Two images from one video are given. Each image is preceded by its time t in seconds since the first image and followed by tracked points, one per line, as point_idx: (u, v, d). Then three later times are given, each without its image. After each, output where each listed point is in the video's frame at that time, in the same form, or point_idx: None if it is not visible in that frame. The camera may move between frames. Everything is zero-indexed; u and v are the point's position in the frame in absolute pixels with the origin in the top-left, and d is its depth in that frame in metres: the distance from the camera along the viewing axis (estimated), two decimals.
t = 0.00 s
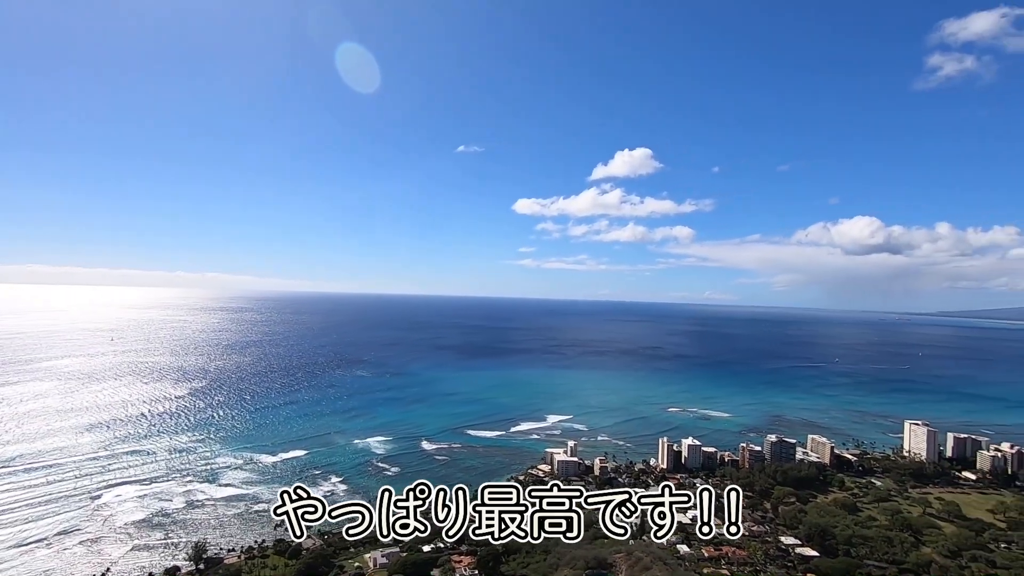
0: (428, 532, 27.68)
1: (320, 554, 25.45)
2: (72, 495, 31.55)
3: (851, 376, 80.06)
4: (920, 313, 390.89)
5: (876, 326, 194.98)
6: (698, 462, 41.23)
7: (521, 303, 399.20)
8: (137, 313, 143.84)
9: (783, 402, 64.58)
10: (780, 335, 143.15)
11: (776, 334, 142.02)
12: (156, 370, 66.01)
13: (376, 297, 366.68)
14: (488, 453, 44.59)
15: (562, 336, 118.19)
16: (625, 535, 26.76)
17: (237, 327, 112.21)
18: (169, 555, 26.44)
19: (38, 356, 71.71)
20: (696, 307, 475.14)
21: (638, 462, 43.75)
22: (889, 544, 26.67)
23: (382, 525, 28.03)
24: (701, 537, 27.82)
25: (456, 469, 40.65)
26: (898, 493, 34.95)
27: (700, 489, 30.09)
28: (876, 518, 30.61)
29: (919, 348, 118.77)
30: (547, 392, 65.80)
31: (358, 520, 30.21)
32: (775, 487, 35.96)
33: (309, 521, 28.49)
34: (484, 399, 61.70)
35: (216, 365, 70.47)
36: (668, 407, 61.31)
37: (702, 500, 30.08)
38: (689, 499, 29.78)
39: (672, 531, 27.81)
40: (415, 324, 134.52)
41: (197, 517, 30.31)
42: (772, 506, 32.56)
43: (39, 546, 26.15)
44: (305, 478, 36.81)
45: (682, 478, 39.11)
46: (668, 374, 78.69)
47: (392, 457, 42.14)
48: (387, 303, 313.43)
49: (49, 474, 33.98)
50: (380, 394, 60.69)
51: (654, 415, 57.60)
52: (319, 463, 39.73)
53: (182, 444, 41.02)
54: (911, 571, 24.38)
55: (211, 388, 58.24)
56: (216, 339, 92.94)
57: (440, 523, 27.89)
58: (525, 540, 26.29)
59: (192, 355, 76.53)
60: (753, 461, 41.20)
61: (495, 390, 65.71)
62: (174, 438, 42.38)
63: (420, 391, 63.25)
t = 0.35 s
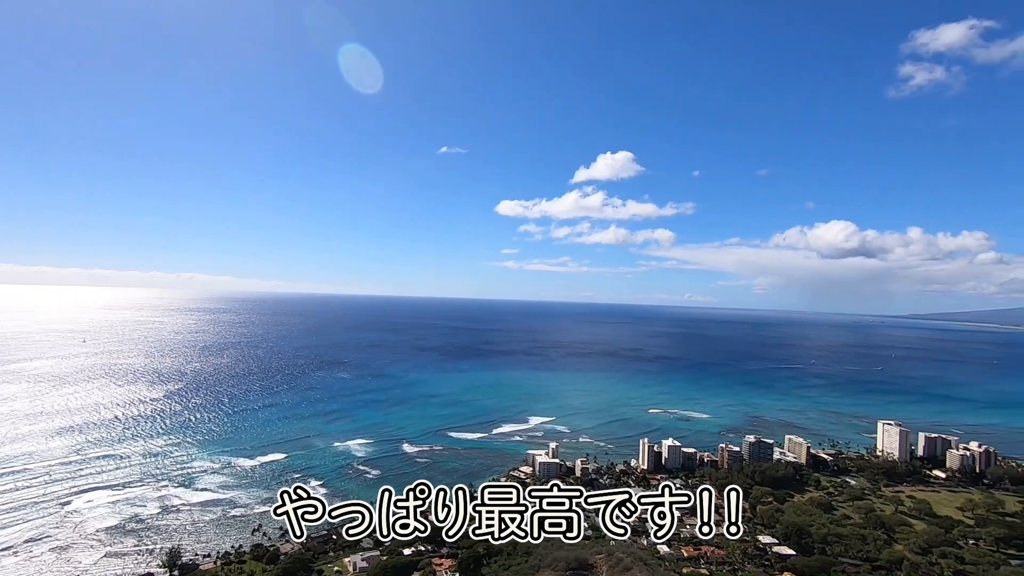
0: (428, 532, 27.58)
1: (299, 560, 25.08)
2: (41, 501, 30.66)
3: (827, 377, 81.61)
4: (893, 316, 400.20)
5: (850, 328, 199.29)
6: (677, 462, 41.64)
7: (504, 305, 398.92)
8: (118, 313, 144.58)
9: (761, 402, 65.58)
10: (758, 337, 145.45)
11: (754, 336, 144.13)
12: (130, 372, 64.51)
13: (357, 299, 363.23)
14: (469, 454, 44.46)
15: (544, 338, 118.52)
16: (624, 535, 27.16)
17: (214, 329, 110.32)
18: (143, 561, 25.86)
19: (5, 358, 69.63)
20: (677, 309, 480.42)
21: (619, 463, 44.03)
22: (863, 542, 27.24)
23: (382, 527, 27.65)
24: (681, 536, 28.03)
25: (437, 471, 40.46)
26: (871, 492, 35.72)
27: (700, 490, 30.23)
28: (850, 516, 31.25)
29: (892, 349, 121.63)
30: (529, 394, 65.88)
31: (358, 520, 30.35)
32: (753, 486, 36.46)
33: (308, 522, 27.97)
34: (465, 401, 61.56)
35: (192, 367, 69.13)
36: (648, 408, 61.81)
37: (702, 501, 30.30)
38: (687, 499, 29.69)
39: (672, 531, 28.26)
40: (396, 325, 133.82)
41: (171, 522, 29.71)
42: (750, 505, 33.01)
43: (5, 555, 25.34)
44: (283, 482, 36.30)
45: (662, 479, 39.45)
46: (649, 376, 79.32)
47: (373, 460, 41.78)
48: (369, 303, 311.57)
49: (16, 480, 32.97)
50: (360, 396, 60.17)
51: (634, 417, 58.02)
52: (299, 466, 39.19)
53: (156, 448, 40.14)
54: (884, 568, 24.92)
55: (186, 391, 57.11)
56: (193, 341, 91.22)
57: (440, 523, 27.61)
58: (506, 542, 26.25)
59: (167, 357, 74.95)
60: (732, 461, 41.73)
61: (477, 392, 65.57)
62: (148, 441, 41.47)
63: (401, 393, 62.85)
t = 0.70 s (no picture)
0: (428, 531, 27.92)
1: (272, 565, 24.64)
2: None
3: (797, 377, 83.53)
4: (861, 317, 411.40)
5: (820, 329, 204.53)
6: (653, 461, 42.15)
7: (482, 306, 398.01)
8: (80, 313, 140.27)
9: (734, 402, 66.81)
10: (732, 337, 148.16)
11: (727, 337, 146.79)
12: (96, 374, 62.65)
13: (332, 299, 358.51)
14: (446, 456, 44.31)
15: (522, 339, 118.78)
16: (624, 534, 27.62)
17: (184, 329, 107.80)
18: (108, 569, 25.11)
19: None
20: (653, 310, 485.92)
21: (595, 463, 44.38)
22: (831, 537, 27.96)
23: (382, 526, 27.90)
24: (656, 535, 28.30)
25: (414, 472, 40.23)
26: (839, 488, 36.68)
27: (700, 490, 29.39)
28: (819, 513, 32.04)
29: (860, 350, 125.14)
30: (506, 395, 65.94)
31: (350, 521, 30.19)
32: (726, 485, 37.08)
33: (309, 522, 28.56)
34: (443, 402, 61.34)
35: (162, 369, 67.43)
36: (624, 408, 62.44)
37: (702, 499, 29.61)
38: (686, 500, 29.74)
39: (672, 530, 28.53)
40: (373, 326, 132.53)
41: (139, 529, 28.91)
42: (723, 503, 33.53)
43: None
44: (255, 485, 35.67)
45: (638, 478, 39.88)
46: (625, 376, 80.06)
47: (348, 462, 41.35)
48: (344, 304, 307.98)
49: None
50: (336, 398, 59.50)
51: (611, 417, 58.55)
52: (272, 469, 38.54)
53: (123, 452, 39.06)
54: (851, 562, 25.63)
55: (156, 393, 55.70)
56: (162, 342, 88.83)
57: (440, 524, 27.77)
58: (483, 543, 26.19)
59: (136, 359, 73.01)
60: (705, 460, 42.39)
61: (454, 393, 65.38)
62: (115, 445, 40.33)
63: (378, 394, 62.35)
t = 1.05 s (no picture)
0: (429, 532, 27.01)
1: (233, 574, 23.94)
2: None
3: (760, 377, 85.88)
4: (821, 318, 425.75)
5: (781, 330, 211.33)
6: (621, 461, 42.68)
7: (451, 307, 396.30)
8: (43, 313, 141.74)
9: (699, 401, 68.25)
10: (698, 338, 151.34)
11: (693, 338, 149.86)
12: (46, 378, 59.87)
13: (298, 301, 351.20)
14: (415, 459, 43.92)
15: (492, 340, 118.78)
16: (624, 535, 28.12)
17: (142, 331, 103.99)
18: None
19: None
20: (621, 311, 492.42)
21: (564, 463, 44.68)
22: (791, 531, 28.84)
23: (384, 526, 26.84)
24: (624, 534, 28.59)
25: (382, 476, 39.73)
26: (799, 484, 37.88)
27: (701, 489, 30.09)
28: (780, 508, 33.01)
29: (819, 350, 129.48)
30: (476, 396, 65.77)
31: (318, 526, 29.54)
32: (691, 482, 37.83)
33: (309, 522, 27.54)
34: (411, 404, 60.80)
35: (118, 373, 64.87)
36: (593, 408, 63.07)
37: (702, 500, 30.19)
38: (688, 499, 29.14)
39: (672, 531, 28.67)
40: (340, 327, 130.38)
41: (91, 540, 27.70)
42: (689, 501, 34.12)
43: None
44: (217, 492, 34.63)
45: (606, 477, 40.31)
46: (594, 377, 80.89)
47: (315, 466, 40.55)
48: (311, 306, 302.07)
49: None
50: (302, 401, 58.35)
51: (579, 417, 59.05)
52: (235, 475, 37.50)
53: (75, 460, 37.40)
54: (810, 555, 26.50)
55: (111, 398, 53.56)
56: (118, 345, 85.50)
57: (440, 523, 27.41)
58: (452, 546, 26.05)
59: (90, 362, 70.09)
60: (672, 459, 43.16)
61: (423, 395, 64.85)
62: (67, 452, 38.60)
63: (345, 397, 61.39)
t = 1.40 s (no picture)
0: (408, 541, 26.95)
1: None
2: None
3: (720, 376, 88.14)
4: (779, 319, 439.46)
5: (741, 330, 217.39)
6: (586, 461, 43.09)
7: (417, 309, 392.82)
8: None
9: (662, 401, 69.52)
10: (662, 339, 154.16)
11: (657, 339, 152.62)
12: None
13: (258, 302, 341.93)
14: (379, 462, 43.29)
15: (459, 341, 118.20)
16: (591, 535, 28.35)
17: (90, 334, 99.25)
18: None
19: None
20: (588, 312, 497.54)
21: (531, 464, 44.83)
22: (750, 526, 29.67)
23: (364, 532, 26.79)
24: (589, 533, 28.82)
25: (345, 481, 39.02)
26: (758, 480, 39.00)
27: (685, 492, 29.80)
28: (740, 504, 33.93)
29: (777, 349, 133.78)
30: (443, 399, 65.29)
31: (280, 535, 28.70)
32: (654, 481, 38.47)
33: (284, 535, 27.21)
34: (376, 407, 59.93)
35: (65, 378, 61.72)
36: (559, 409, 63.49)
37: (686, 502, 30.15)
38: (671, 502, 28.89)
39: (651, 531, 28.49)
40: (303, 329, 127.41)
41: (33, 556, 26.25)
42: (652, 499, 34.70)
43: None
44: (171, 501, 33.34)
45: (572, 477, 40.60)
46: (561, 378, 81.45)
47: (275, 473, 39.49)
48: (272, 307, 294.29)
49: None
50: (262, 405, 56.78)
51: (545, 418, 59.34)
52: (190, 483, 36.17)
53: (16, 470, 35.40)
54: (768, 549, 27.33)
55: (57, 404, 50.91)
56: (64, 349, 81.37)
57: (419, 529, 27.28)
58: (417, 551, 25.77)
59: (33, 367, 66.45)
60: (636, 457, 43.82)
61: (388, 398, 64.00)
62: (7, 463, 36.48)
63: (308, 401, 60.04)
